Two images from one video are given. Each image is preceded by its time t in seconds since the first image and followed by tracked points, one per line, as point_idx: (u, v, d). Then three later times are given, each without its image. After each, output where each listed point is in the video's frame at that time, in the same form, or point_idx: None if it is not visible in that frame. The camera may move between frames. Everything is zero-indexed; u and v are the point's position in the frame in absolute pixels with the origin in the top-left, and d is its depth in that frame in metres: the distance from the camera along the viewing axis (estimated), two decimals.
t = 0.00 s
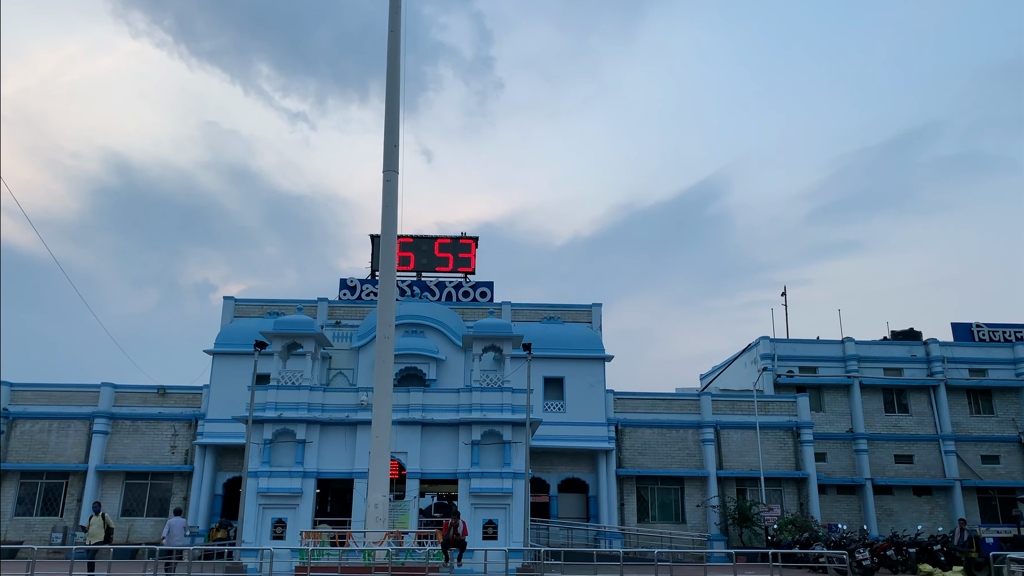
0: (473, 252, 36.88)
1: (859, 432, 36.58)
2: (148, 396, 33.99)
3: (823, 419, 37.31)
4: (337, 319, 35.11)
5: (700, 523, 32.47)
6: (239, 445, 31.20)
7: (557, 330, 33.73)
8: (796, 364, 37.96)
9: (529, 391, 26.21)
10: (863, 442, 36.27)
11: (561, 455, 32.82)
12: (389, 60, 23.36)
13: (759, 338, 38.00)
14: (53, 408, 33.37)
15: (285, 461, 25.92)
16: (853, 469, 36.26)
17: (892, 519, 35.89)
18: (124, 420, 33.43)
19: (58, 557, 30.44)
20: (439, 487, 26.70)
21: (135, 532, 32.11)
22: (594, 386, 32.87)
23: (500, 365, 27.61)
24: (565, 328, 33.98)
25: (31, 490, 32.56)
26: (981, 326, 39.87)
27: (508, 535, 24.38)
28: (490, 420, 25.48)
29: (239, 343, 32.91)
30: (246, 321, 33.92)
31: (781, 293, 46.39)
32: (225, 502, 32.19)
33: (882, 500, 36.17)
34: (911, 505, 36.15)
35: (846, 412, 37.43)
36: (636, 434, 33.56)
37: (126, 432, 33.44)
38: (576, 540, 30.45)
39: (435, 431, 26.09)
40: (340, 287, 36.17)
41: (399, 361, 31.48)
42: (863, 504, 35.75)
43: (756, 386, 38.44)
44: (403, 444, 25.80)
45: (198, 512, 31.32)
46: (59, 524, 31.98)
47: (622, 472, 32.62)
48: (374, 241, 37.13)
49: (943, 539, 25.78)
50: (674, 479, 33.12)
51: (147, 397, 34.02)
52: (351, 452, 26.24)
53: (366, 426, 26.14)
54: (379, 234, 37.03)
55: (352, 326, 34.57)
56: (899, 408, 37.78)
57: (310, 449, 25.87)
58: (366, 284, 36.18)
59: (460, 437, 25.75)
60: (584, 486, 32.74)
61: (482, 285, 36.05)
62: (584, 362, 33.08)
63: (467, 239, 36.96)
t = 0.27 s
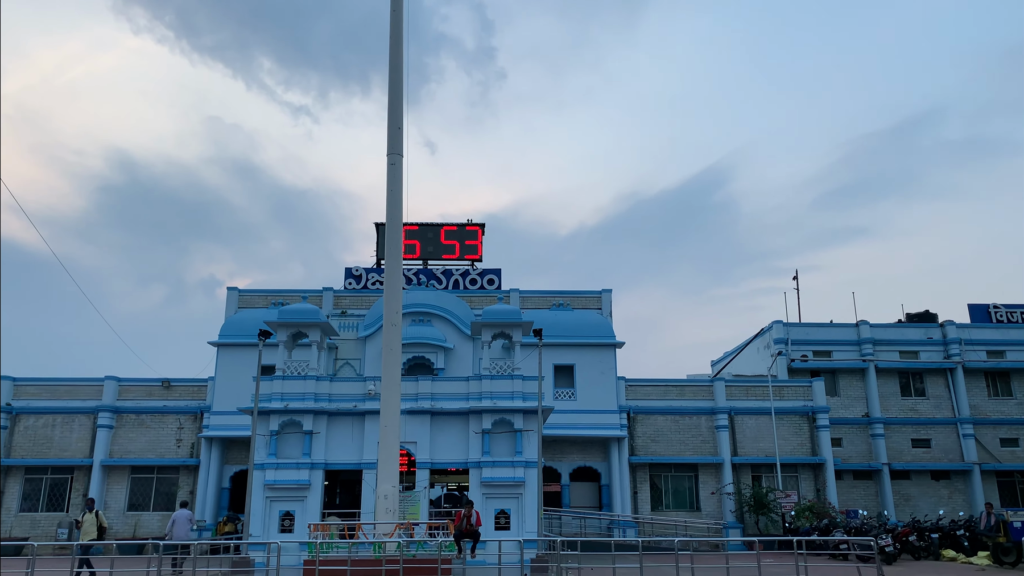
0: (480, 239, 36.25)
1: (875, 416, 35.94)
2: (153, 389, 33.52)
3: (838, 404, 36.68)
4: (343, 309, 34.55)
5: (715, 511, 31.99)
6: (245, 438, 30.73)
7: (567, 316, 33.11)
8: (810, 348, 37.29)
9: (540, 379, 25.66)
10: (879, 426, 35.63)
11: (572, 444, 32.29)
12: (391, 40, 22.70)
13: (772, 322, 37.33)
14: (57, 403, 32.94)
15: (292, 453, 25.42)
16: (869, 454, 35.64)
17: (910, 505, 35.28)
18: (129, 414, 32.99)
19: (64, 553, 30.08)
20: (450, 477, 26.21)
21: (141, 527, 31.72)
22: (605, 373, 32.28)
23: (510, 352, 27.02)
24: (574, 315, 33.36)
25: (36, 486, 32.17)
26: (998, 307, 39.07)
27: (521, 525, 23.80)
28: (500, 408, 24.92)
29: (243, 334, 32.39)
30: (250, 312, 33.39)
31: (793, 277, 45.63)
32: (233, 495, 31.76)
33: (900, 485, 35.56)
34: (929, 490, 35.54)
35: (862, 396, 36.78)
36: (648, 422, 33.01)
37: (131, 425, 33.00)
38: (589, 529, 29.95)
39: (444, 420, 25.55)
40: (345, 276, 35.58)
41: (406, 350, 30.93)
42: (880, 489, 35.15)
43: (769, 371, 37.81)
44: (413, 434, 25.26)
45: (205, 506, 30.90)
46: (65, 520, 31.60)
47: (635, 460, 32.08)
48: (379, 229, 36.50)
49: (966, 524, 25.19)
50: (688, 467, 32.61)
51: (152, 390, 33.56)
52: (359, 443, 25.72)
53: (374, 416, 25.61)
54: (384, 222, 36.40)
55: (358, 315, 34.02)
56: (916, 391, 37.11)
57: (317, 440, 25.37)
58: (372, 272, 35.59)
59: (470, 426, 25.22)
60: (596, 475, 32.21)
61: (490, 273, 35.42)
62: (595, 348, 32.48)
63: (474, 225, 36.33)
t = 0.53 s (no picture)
0: (485, 228, 35.65)
1: (890, 401, 35.31)
2: (156, 385, 33.03)
3: (852, 389, 36.07)
4: (348, 301, 34.00)
5: (729, 500, 31.47)
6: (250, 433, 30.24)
7: (575, 305, 32.52)
8: (823, 334, 36.65)
9: (550, 368, 25.10)
10: (894, 412, 35.01)
11: (583, 434, 31.75)
12: (392, 21, 22.06)
13: (784, 308, 36.70)
14: (59, 401, 32.47)
15: (298, 447, 24.91)
16: (884, 440, 35.04)
17: (927, 491, 34.69)
18: (132, 410, 32.52)
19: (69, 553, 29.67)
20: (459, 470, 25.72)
21: (147, 525, 31.29)
22: (615, 361, 31.69)
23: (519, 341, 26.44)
24: (583, 303, 32.76)
25: (40, 485, 31.75)
26: (1014, 288, 38.35)
27: (533, 517, 23.39)
28: (510, 398, 24.37)
29: (247, 328, 31.86)
30: (253, 305, 32.86)
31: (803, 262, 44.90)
32: (239, 491, 31.31)
33: (916, 471, 34.95)
34: (946, 475, 34.94)
35: (876, 381, 36.15)
36: (660, 410, 32.46)
37: (135, 422, 32.53)
38: (601, 521, 29.43)
39: (453, 411, 25.01)
40: (348, 268, 35.02)
41: (412, 341, 30.37)
42: (896, 475, 34.56)
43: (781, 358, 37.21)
44: (421, 426, 24.72)
45: (211, 503, 30.44)
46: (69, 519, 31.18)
47: (647, 449, 31.55)
48: (382, 219, 35.89)
49: (989, 509, 24.59)
50: (701, 455, 32.10)
51: (155, 387, 33.07)
52: (366, 436, 25.18)
53: (381, 408, 25.06)
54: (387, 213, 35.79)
55: (362, 307, 33.46)
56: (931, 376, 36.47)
57: (323, 434, 24.85)
58: (376, 264, 35.01)
59: (480, 417, 24.67)
60: (607, 465, 31.69)
61: (496, 262, 34.81)
62: (604, 337, 31.88)
63: (478, 214, 35.71)
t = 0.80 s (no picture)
0: (488, 220, 35.09)
1: (902, 391, 34.75)
2: (156, 382, 32.53)
3: (863, 379, 35.51)
4: (349, 295, 33.46)
5: (740, 492, 30.96)
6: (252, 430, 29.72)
7: (581, 296, 31.94)
8: (832, 323, 36.08)
9: (557, 359, 24.56)
10: (906, 401, 34.44)
11: (590, 427, 31.23)
12: (391, 5, 21.42)
13: (793, 297, 36.13)
14: (58, 400, 31.98)
15: (301, 443, 24.39)
16: (896, 430, 34.49)
17: (940, 481, 34.15)
18: (132, 408, 32.04)
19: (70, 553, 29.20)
20: (466, 466, 25.18)
21: (149, 525, 30.83)
22: (622, 353, 31.14)
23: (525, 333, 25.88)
24: (589, 294, 32.19)
25: (40, 485, 31.28)
26: None
27: (542, 512, 22.89)
28: (517, 390, 23.82)
29: (247, 323, 31.33)
30: (254, 300, 32.32)
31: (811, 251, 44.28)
32: (241, 489, 30.83)
33: (929, 461, 34.40)
34: (960, 465, 34.38)
35: (888, 370, 35.58)
36: (668, 402, 31.93)
37: (135, 420, 32.05)
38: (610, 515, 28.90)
39: (459, 405, 24.47)
40: (350, 261, 34.47)
41: (416, 334, 29.84)
42: (909, 465, 34.02)
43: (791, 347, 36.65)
44: (426, 421, 24.17)
45: (214, 501, 29.97)
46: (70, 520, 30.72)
47: (656, 442, 31.03)
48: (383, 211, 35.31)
49: (1008, 499, 24.02)
50: (711, 447, 31.58)
51: (155, 384, 32.57)
52: (370, 431, 24.64)
53: (385, 403, 24.52)
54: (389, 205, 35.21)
55: (365, 300, 32.92)
56: (944, 364, 35.89)
57: (326, 430, 24.32)
58: (378, 256, 34.46)
59: (486, 411, 24.15)
60: (615, 459, 31.17)
61: (500, 254, 34.25)
62: (611, 328, 31.33)
63: (481, 205, 35.15)
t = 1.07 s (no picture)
0: (489, 213, 34.52)
1: (909, 386, 34.24)
2: (151, 379, 31.96)
3: (869, 374, 34.99)
4: (348, 290, 32.89)
5: (746, 489, 30.44)
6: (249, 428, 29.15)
7: (584, 290, 31.39)
8: (838, 317, 35.55)
9: (560, 354, 24.01)
10: (913, 396, 33.92)
11: (594, 423, 30.70)
12: None
13: (798, 291, 35.60)
14: (52, 397, 31.40)
15: (298, 440, 23.83)
16: (904, 426, 33.97)
17: (948, 477, 33.65)
18: (127, 406, 31.46)
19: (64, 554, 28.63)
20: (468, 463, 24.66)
21: (144, 524, 30.26)
22: (626, 348, 30.59)
23: (528, 327, 25.32)
24: (592, 288, 31.64)
25: (33, 484, 30.70)
26: None
27: (546, 510, 22.36)
28: (520, 385, 23.29)
29: (244, 319, 30.76)
30: (251, 295, 31.74)
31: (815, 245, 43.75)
32: (239, 488, 30.28)
33: (937, 457, 33.89)
34: (968, 461, 33.87)
35: (895, 365, 35.06)
36: (672, 398, 31.40)
37: (130, 418, 31.48)
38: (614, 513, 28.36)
39: (460, 401, 23.93)
40: (348, 256, 33.90)
41: (416, 329, 29.29)
42: (916, 461, 33.51)
43: (796, 342, 36.13)
44: (427, 417, 23.61)
45: (211, 500, 29.41)
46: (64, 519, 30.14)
47: (660, 438, 30.50)
48: (382, 205, 34.74)
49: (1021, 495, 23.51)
50: (716, 444, 31.05)
51: (150, 381, 32.00)
52: (369, 428, 24.08)
53: (385, 399, 23.95)
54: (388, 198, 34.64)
55: (363, 295, 32.36)
56: (951, 358, 35.38)
57: (324, 427, 23.76)
58: (377, 251, 33.88)
59: (488, 406, 23.61)
60: (619, 456, 30.64)
61: (501, 248, 33.68)
62: (615, 322, 30.78)
63: (482, 198, 34.58)
